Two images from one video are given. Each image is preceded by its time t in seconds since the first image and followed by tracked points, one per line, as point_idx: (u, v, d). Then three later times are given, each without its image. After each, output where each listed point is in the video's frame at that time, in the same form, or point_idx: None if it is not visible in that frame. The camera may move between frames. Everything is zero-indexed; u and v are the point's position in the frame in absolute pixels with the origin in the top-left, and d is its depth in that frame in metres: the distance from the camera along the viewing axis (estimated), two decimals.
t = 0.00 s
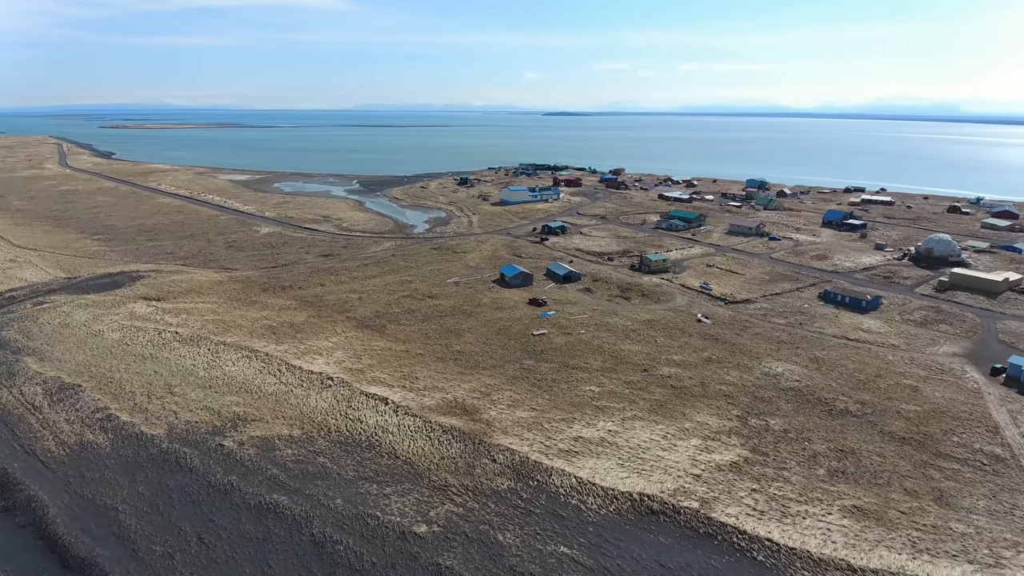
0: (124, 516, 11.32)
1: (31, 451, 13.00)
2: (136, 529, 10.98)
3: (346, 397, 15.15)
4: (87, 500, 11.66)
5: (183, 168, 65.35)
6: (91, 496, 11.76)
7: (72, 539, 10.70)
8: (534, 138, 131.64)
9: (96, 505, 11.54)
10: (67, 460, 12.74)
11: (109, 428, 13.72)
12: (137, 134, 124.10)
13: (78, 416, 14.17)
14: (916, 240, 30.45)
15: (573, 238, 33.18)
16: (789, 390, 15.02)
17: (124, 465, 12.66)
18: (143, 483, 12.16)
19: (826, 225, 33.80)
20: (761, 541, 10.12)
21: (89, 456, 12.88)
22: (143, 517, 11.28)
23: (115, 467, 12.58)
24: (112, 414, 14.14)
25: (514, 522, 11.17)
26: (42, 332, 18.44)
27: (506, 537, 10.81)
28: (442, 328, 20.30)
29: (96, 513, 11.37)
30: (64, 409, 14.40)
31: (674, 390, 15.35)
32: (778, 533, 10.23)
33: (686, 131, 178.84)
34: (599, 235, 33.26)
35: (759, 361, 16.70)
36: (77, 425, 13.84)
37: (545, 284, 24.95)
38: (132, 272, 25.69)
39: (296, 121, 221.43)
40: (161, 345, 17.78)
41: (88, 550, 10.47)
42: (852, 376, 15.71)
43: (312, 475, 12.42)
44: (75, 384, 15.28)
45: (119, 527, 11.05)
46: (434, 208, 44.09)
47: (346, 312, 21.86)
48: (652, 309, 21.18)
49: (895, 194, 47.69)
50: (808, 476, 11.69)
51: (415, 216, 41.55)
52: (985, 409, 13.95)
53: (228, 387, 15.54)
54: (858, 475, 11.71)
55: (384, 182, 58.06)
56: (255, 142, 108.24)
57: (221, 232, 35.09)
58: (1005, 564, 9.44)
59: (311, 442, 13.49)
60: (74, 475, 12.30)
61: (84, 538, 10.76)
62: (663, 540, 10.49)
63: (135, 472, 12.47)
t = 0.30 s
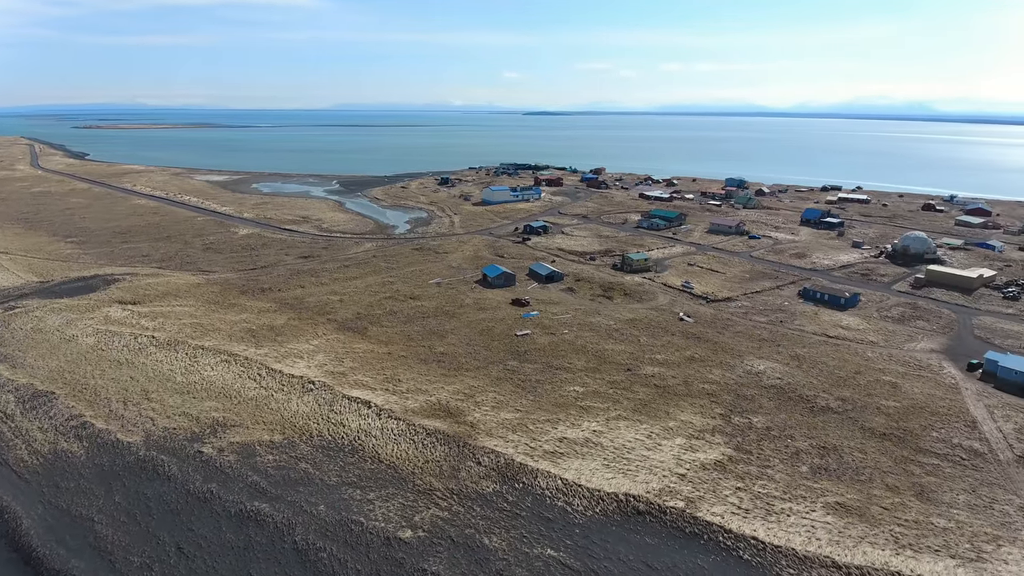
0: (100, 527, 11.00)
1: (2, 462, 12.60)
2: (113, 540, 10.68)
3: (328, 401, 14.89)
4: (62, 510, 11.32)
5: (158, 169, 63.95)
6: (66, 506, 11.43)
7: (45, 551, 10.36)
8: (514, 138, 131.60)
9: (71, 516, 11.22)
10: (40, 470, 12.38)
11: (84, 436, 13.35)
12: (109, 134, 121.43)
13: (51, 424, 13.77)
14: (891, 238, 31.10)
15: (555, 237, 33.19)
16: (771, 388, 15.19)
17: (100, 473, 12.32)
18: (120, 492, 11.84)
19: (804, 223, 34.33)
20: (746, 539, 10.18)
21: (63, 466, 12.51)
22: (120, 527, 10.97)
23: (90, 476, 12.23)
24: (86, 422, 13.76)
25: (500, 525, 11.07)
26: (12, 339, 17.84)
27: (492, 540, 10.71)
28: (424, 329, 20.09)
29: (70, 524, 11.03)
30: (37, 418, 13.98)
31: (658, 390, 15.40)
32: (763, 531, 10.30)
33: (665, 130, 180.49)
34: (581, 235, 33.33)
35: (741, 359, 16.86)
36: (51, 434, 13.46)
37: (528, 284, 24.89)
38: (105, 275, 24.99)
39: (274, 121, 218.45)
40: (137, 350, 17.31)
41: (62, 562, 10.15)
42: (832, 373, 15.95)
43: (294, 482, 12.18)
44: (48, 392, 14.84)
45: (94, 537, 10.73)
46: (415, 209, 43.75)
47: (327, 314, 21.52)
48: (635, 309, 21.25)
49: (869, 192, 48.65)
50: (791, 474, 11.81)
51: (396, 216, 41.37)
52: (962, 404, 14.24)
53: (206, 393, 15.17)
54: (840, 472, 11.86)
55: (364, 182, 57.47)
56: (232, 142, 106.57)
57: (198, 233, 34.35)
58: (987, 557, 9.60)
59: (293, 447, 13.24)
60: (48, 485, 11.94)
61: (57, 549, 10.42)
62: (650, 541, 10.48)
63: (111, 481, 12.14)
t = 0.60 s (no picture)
0: (74, 538, 10.67)
1: None
2: (87, 552, 10.35)
3: (308, 406, 14.60)
4: (33, 522, 10.96)
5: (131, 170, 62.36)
6: (38, 518, 11.06)
7: (16, 565, 10.01)
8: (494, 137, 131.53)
9: (44, 528, 10.86)
10: (11, 481, 11.99)
11: (57, 445, 12.97)
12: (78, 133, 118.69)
13: (22, 433, 13.33)
14: (866, 235, 31.75)
15: (537, 237, 33.17)
16: (753, 386, 15.34)
17: (73, 484, 11.95)
18: (94, 502, 11.49)
19: (781, 222, 34.86)
20: (731, 538, 10.24)
21: (34, 476, 12.12)
22: (94, 539, 10.64)
23: (63, 487, 11.86)
24: (59, 431, 13.36)
25: (485, 529, 10.96)
26: None
27: (477, 545, 10.60)
28: (406, 331, 19.86)
29: (42, 536, 10.68)
30: (7, 427, 13.53)
31: (642, 389, 15.45)
32: (747, 529, 10.37)
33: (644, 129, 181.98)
34: (562, 235, 33.36)
35: (722, 357, 17.01)
36: (22, 443, 13.03)
37: (510, 284, 24.80)
38: (77, 279, 24.24)
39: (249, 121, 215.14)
40: (110, 356, 16.81)
41: None
42: (812, 370, 16.18)
43: (275, 489, 11.92)
44: (19, 401, 14.37)
45: (67, 549, 10.40)
46: (394, 209, 43.34)
47: (307, 317, 21.12)
48: (617, 308, 21.30)
49: (844, 190, 49.60)
50: (774, 471, 11.93)
51: (376, 216, 41.03)
52: (939, 399, 14.54)
53: (183, 399, 14.78)
54: (822, 468, 12.01)
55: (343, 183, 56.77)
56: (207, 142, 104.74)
57: (173, 235, 33.53)
58: (967, 552, 9.76)
59: (273, 453, 12.96)
60: (18, 497, 11.55)
61: (29, 563, 10.07)
62: (635, 541, 10.48)
63: (85, 491, 11.77)
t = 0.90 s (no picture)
0: (46, 551, 10.33)
1: None
2: (60, 566, 10.03)
3: (288, 411, 14.30)
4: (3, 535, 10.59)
5: (101, 171, 60.65)
6: (9, 531, 10.70)
7: None
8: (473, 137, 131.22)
9: (15, 541, 10.50)
10: None
11: (28, 455, 12.59)
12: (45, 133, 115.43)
13: None
14: (842, 233, 32.37)
15: (517, 237, 33.10)
16: (734, 384, 15.49)
17: (45, 495, 11.59)
18: (68, 514, 11.14)
19: (759, 220, 35.37)
20: (716, 537, 10.30)
21: (4, 488, 11.73)
22: (68, 552, 10.31)
23: (34, 498, 11.48)
24: (31, 440, 12.99)
25: (470, 533, 10.85)
26: None
27: (462, 550, 10.47)
28: (386, 333, 19.62)
29: (13, 549, 10.33)
30: None
31: (624, 389, 15.49)
32: (732, 528, 10.44)
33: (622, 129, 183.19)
34: (542, 235, 33.36)
35: (703, 356, 17.15)
36: None
37: (491, 284, 24.69)
38: (46, 284, 23.43)
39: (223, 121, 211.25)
40: (82, 363, 16.29)
41: None
42: (791, 367, 16.40)
43: (255, 496, 11.65)
44: None
45: (39, 563, 10.06)
46: (373, 210, 42.87)
47: (286, 320, 20.72)
48: (598, 308, 21.34)
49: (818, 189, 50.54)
50: (757, 469, 12.04)
51: (355, 217, 40.55)
52: (917, 395, 14.84)
53: (159, 406, 14.39)
54: (804, 465, 12.16)
55: (321, 184, 55.99)
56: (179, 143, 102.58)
57: (146, 238, 32.66)
58: (948, 546, 9.94)
59: (253, 460, 12.67)
60: None
61: None
62: (621, 543, 10.46)
63: (57, 502, 11.42)
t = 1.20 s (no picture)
0: (19, 565, 10.04)
1: None
2: None
3: (268, 416, 14.00)
4: None
5: (70, 173, 58.92)
6: None
7: None
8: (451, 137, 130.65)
9: None
10: None
11: None
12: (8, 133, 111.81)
13: None
14: (818, 231, 32.95)
15: (498, 237, 33.01)
16: (716, 382, 15.62)
17: (17, 507, 11.27)
18: (41, 526, 10.84)
19: (738, 219, 35.83)
20: (701, 536, 10.36)
21: None
22: (41, 566, 10.02)
23: (5, 511, 11.15)
24: (1, 451, 12.65)
25: (455, 538, 10.73)
26: None
27: (448, 555, 10.35)
28: (367, 336, 19.36)
29: None
30: None
31: (607, 388, 15.52)
32: (716, 527, 10.51)
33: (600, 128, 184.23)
34: (523, 235, 33.32)
35: (686, 354, 17.27)
36: None
37: (472, 285, 24.55)
38: (14, 289, 22.64)
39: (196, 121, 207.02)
40: (54, 371, 15.79)
41: None
42: (771, 364, 16.61)
43: (234, 504, 11.38)
44: None
45: None
46: (352, 211, 42.35)
47: (264, 323, 20.31)
48: (580, 307, 21.37)
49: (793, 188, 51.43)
50: (740, 467, 12.15)
51: (334, 218, 40.03)
52: (895, 390, 15.14)
53: (135, 413, 14.04)
54: (786, 462, 12.30)
55: (298, 184, 55.14)
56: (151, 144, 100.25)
57: (120, 241, 31.78)
58: (929, 541, 10.12)
59: (232, 467, 12.39)
60: None
61: None
62: (607, 544, 10.46)
63: (30, 514, 11.11)
